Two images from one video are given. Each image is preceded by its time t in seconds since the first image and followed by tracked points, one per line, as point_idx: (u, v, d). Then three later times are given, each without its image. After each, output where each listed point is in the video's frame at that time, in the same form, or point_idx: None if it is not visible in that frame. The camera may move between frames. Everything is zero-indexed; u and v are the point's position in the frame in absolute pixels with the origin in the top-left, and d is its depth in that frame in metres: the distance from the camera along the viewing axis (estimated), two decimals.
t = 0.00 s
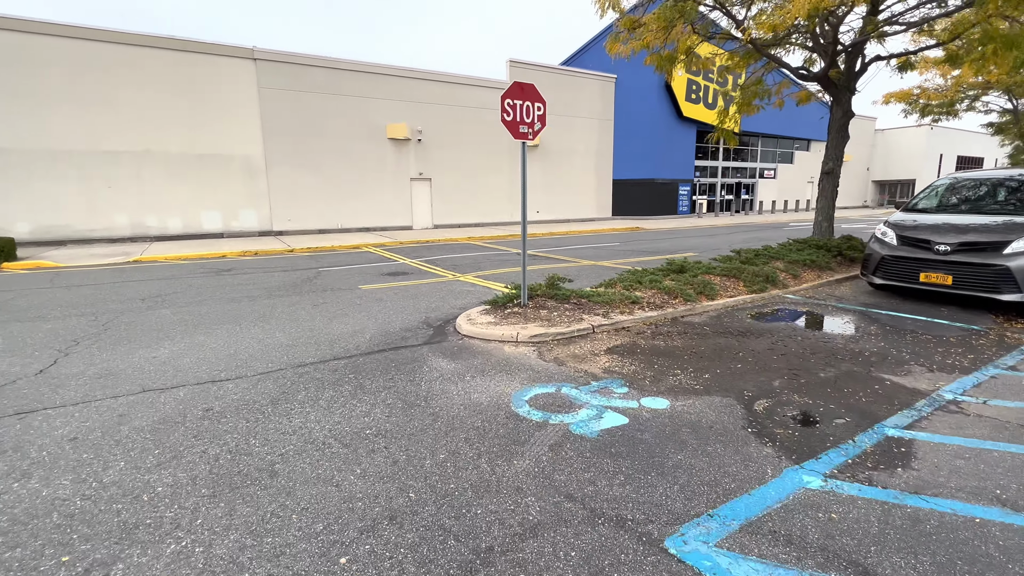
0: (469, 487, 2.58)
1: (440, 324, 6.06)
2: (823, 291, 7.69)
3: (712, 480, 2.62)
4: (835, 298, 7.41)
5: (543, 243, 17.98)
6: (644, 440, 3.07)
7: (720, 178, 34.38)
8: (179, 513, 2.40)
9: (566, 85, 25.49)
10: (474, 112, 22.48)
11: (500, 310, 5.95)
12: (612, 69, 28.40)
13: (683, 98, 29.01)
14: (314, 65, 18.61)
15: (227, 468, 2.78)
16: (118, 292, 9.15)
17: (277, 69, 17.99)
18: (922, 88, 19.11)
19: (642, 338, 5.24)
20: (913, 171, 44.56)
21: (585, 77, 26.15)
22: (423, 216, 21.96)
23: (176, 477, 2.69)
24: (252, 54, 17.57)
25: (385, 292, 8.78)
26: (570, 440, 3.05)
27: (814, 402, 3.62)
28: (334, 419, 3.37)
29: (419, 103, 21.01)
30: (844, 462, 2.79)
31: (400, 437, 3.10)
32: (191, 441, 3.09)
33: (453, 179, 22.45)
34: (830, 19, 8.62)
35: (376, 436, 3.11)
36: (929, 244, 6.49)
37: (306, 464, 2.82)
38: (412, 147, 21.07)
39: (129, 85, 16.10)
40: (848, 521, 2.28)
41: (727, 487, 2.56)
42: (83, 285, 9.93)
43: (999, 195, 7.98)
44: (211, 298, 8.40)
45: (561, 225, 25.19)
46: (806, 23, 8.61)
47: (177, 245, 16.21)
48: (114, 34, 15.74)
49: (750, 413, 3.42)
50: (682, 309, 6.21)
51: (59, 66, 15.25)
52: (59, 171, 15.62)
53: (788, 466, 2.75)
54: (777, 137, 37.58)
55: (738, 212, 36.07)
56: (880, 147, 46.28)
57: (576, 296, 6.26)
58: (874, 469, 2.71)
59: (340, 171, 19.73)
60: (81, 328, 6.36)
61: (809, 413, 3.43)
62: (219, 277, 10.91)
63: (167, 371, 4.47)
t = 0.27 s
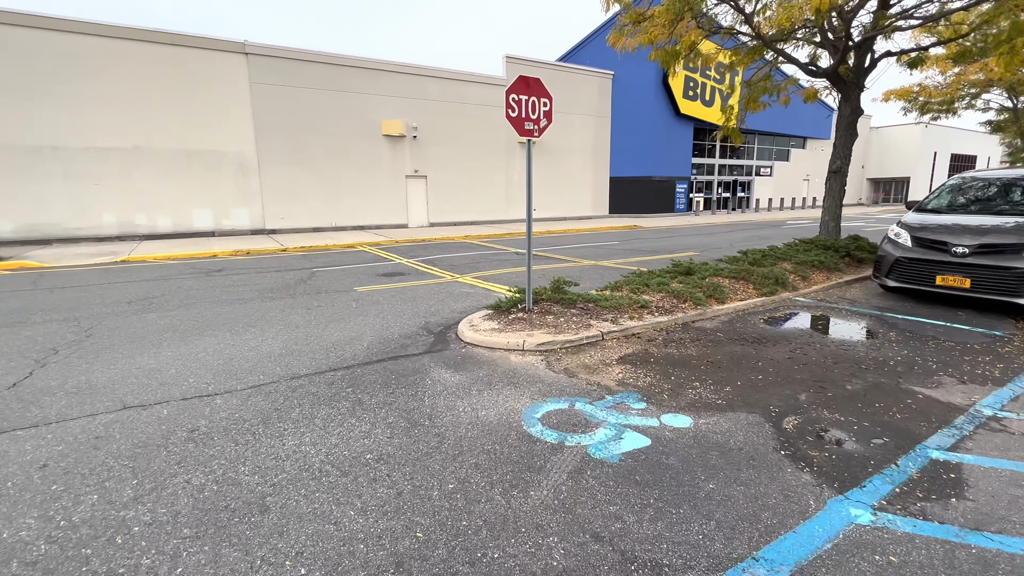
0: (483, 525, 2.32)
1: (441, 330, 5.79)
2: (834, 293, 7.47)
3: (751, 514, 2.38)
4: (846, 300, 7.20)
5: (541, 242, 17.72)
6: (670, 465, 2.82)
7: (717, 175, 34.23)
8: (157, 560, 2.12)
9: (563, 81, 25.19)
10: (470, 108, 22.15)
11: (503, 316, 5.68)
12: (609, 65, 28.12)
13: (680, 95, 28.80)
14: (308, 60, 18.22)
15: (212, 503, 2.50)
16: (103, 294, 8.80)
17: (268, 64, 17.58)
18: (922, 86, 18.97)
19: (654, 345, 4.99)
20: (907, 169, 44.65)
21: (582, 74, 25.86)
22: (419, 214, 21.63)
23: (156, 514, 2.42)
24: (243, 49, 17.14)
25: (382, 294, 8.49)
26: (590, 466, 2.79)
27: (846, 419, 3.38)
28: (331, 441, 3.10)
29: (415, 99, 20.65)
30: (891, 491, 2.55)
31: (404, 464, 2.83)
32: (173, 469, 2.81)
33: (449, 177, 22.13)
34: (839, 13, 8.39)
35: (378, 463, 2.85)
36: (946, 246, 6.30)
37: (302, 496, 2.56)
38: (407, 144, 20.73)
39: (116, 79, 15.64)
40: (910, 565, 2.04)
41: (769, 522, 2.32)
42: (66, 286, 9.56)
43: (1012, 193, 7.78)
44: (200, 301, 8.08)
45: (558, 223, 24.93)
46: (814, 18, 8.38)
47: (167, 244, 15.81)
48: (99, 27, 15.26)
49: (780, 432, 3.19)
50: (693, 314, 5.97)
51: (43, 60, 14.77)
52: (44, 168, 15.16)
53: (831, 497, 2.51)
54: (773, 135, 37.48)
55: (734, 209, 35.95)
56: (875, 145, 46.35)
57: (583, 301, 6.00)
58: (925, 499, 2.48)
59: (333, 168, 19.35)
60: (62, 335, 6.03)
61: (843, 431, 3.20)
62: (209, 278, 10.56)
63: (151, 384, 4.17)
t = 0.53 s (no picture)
0: (496, 563, 2.03)
1: (442, 333, 5.50)
2: (849, 292, 7.20)
3: (800, 548, 2.09)
4: (862, 299, 6.93)
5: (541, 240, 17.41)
6: (701, 487, 2.53)
7: (717, 172, 33.97)
8: None
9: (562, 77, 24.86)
10: (468, 104, 21.81)
11: (507, 318, 5.38)
12: (608, 61, 27.79)
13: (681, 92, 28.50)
14: (303, 54, 17.85)
15: (188, 536, 2.21)
16: (89, 294, 8.46)
17: (262, 58, 17.19)
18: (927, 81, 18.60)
19: (668, 349, 4.71)
20: (907, 166, 44.49)
21: (581, 69, 25.53)
22: (416, 211, 21.30)
23: (122, 550, 2.12)
24: (236, 42, 16.75)
25: (379, 294, 8.18)
26: (612, 490, 2.50)
27: (887, 431, 3.10)
28: (323, 461, 2.80)
29: (412, 95, 20.29)
30: (952, 518, 2.27)
31: (404, 488, 2.54)
32: (147, 495, 2.51)
33: (447, 174, 21.80)
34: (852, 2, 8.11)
35: (375, 486, 2.55)
36: (970, 243, 6.05)
37: (290, 527, 2.27)
38: (404, 140, 20.38)
39: (105, 73, 15.24)
40: None
41: (821, 558, 2.04)
42: (52, 286, 9.20)
43: None
44: (189, 301, 7.75)
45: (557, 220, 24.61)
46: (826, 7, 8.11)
47: (159, 242, 15.45)
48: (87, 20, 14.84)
49: (817, 447, 2.91)
50: (707, 315, 5.69)
51: (29, 53, 14.35)
52: (31, 165, 14.75)
53: (887, 525, 2.23)
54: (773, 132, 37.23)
55: (734, 207, 35.71)
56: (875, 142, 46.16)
57: (591, 301, 5.71)
58: (992, 528, 2.20)
59: (329, 165, 19.00)
60: (41, 338, 5.71)
61: (886, 446, 2.92)
62: (200, 277, 10.21)
63: (131, 394, 3.86)
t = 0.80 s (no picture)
0: None
1: (448, 343, 5.21)
2: (871, 297, 6.90)
3: None
4: (886, 304, 6.63)
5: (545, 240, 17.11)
6: (749, 531, 2.24)
7: (721, 171, 33.65)
8: None
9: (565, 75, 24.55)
10: (470, 103, 21.50)
11: (517, 327, 5.08)
12: (611, 59, 27.48)
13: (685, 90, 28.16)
14: (302, 53, 17.55)
15: None
16: (80, 299, 8.17)
17: (260, 56, 16.90)
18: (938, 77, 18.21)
19: (690, 361, 4.42)
20: (911, 164, 44.15)
21: (584, 67, 25.22)
22: (417, 211, 20.99)
23: None
24: (234, 40, 16.45)
25: (380, 299, 7.88)
26: (649, 535, 2.21)
27: (944, 459, 2.81)
28: (322, 497, 2.51)
29: (413, 93, 19.99)
30: None
31: (412, 532, 2.25)
32: (122, 542, 2.23)
33: (448, 174, 21.50)
34: None
35: (380, 531, 2.26)
36: (1003, 246, 5.74)
37: None
38: (405, 139, 20.07)
39: (100, 72, 14.93)
40: None
41: None
42: (43, 291, 8.91)
43: None
44: (184, 307, 7.46)
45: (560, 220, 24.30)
46: None
47: (156, 243, 15.17)
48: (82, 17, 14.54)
49: (871, 479, 2.61)
50: (728, 322, 5.40)
51: (22, 51, 14.05)
52: (25, 165, 14.46)
53: None
54: (777, 130, 36.89)
55: (738, 206, 35.38)
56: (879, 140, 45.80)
57: (605, 309, 5.42)
58: None
59: (329, 165, 18.70)
60: (25, 348, 5.42)
61: (949, 478, 2.62)
62: (197, 281, 9.92)
63: (114, 414, 3.57)
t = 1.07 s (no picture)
0: None
1: (458, 350, 4.95)
2: (897, 300, 6.62)
3: None
4: (913, 307, 6.36)
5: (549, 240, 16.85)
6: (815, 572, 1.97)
7: (725, 170, 33.35)
8: None
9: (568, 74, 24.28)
10: (472, 102, 21.24)
11: (532, 333, 4.82)
12: (615, 57, 27.21)
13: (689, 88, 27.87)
14: (303, 51, 17.32)
15: None
16: (75, 303, 7.91)
17: (261, 55, 16.66)
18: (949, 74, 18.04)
19: (717, 370, 4.15)
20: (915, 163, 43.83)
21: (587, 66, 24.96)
22: (420, 212, 20.73)
23: None
24: (234, 39, 16.21)
25: (384, 302, 7.62)
26: None
27: (1017, 483, 2.54)
28: (330, 530, 2.25)
29: (415, 92, 19.74)
30: None
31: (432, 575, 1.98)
32: None
33: (451, 173, 21.23)
34: None
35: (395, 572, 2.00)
36: None
37: None
38: (407, 139, 19.82)
39: (98, 71, 14.69)
40: None
41: None
42: (37, 295, 8.65)
43: None
44: (181, 312, 7.20)
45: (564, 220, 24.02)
46: None
47: (154, 245, 14.91)
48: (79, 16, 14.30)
49: (941, 507, 2.34)
50: (753, 327, 5.13)
51: (18, 50, 13.80)
52: (21, 166, 14.21)
53: None
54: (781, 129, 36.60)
55: (742, 205, 35.08)
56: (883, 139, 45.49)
57: (623, 314, 5.16)
58: None
59: (331, 165, 18.46)
60: (14, 357, 5.16)
61: None
62: (195, 284, 9.66)
63: (102, 431, 3.31)
